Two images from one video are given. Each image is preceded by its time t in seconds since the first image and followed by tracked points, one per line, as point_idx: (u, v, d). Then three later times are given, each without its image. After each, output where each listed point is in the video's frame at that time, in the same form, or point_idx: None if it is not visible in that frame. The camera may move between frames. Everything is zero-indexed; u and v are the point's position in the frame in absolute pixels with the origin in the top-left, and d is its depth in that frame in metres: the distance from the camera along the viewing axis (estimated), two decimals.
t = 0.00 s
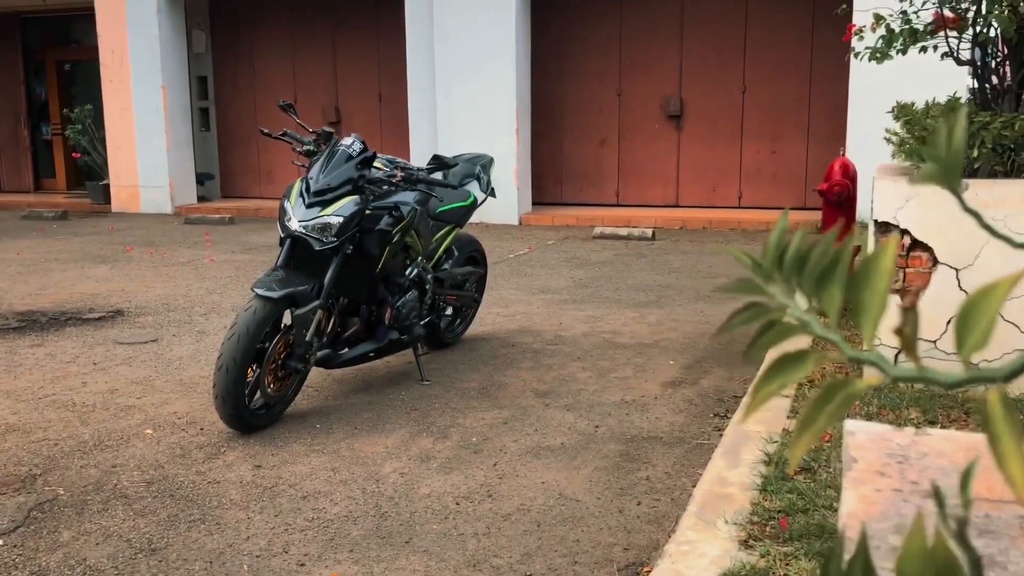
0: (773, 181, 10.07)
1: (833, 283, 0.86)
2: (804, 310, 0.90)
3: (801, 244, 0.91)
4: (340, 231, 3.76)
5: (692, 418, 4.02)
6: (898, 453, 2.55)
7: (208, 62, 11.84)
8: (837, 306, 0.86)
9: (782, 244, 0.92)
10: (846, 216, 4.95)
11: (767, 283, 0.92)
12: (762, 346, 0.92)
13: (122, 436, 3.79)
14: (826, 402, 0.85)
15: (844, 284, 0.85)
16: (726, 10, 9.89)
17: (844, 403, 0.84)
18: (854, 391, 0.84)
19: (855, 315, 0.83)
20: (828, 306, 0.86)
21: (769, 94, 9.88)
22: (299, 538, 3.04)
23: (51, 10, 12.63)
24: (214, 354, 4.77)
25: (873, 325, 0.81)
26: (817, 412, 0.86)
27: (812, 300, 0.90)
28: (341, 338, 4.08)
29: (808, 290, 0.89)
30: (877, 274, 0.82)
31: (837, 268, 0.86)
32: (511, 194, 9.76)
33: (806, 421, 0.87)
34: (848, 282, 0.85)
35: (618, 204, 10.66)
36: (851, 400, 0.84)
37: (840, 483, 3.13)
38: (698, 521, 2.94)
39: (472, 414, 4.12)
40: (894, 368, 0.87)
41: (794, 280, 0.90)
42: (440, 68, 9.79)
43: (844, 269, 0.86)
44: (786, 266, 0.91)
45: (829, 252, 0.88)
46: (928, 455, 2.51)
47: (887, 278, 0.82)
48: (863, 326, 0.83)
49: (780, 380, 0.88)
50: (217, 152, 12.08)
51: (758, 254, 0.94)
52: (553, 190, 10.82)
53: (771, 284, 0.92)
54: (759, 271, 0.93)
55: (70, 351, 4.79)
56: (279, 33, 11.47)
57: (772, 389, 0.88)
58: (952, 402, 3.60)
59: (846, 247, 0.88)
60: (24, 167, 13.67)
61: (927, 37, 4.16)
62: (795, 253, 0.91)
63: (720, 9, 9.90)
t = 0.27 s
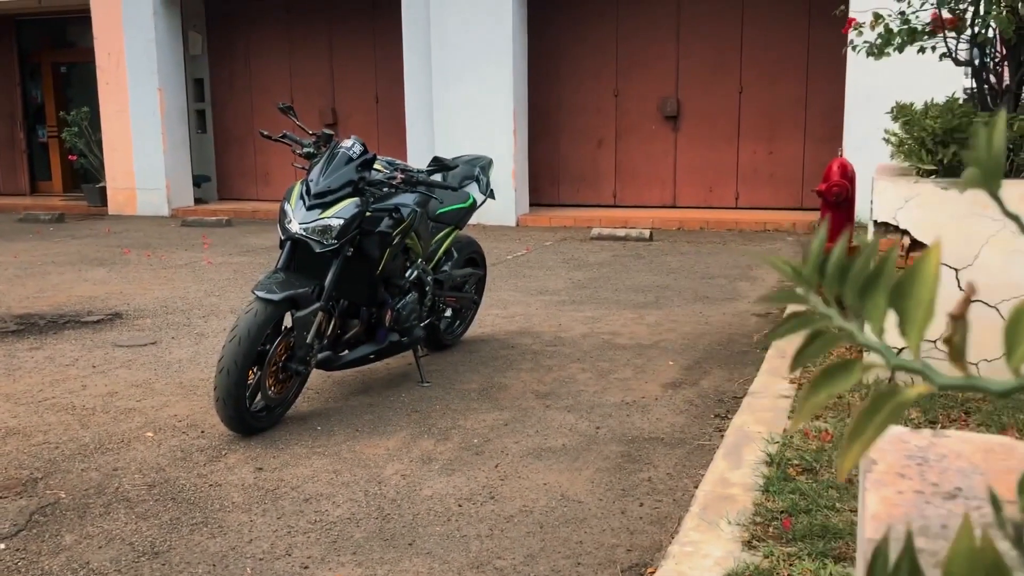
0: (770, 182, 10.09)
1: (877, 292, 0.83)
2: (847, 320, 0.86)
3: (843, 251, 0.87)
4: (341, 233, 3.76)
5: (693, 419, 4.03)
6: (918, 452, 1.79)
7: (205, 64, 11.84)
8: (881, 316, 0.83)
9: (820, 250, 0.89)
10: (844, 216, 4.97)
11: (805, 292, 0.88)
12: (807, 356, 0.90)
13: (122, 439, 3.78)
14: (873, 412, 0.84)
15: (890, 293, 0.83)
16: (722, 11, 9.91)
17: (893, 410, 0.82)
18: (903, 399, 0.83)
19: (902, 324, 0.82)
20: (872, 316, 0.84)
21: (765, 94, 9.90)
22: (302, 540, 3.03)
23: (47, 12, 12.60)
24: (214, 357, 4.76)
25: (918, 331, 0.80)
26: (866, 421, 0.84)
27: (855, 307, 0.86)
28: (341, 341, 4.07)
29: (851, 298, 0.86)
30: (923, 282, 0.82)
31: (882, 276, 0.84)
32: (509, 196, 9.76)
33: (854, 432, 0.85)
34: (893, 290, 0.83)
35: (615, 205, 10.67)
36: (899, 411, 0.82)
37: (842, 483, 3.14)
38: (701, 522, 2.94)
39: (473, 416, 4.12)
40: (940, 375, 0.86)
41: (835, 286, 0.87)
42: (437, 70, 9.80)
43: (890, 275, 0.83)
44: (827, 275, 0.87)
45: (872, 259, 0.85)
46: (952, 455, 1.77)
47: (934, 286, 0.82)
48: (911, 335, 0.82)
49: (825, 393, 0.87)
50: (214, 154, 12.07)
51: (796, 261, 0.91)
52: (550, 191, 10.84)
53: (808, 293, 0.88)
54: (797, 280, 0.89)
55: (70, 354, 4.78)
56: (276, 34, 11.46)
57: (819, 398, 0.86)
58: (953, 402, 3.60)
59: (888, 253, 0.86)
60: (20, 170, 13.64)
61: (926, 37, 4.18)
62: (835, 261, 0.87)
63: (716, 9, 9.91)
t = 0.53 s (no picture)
0: (768, 183, 10.10)
1: (929, 295, 0.80)
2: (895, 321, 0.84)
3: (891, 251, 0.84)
4: (343, 236, 3.77)
5: (695, 420, 4.03)
6: (940, 454, 1.78)
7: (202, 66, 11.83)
8: (932, 320, 0.80)
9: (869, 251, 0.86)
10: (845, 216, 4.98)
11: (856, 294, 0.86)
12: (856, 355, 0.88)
13: (125, 442, 3.78)
14: (927, 415, 0.82)
15: (942, 295, 0.80)
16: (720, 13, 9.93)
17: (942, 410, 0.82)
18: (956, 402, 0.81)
19: (953, 328, 0.79)
20: (923, 319, 0.81)
21: (763, 95, 9.91)
22: (307, 543, 3.03)
23: (45, 15, 12.58)
24: (215, 360, 4.76)
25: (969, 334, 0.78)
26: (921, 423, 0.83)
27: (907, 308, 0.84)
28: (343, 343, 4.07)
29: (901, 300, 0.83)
30: (975, 284, 0.78)
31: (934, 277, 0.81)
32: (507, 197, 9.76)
33: (904, 433, 0.84)
34: (946, 293, 0.80)
35: (614, 206, 10.68)
36: (953, 411, 0.82)
37: (846, 484, 3.14)
38: (706, 524, 2.94)
39: (475, 418, 4.12)
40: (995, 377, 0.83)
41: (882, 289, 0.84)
42: (435, 72, 9.79)
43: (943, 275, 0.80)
44: (877, 278, 0.83)
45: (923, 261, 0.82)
46: (972, 457, 1.75)
47: (987, 288, 0.78)
48: (961, 338, 0.79)
49: (876, 396, 0.84)
50: (211, 157, 12.05)
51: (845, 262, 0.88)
52: (548, 193, 10.84)
53: (860, 296, 0.85)
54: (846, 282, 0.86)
55: (71, 357, 4.78)
56: (274, 36, 11.46)
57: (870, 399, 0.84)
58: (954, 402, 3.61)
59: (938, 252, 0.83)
60: (18, 173, 13.61)
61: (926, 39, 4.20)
62: (885, 261, 0.84)
63: (715, 11, 9.93)
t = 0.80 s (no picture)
0: (767, 184, 10.12)
1: (988, 302, 0.81)
2: (956, 328, 0.86)
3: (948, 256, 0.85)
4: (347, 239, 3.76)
5: (699, 422, 4.04)
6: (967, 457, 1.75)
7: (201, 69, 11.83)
8: (991, 327, 0.81)
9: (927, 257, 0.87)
10: (846, 218, 4.99)
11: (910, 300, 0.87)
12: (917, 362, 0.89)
13: (129, 446, 3.77)
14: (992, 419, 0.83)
15: (1001, 302, 0.81)
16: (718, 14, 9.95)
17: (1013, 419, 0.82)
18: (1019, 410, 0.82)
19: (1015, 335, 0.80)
20: (983, 326, 0.82)
21: (763, 96, 9.93)
22: (314, 546, 3.03)
23: (43, 18, 12.57)
24: (218, 364, 4.75)
25: None
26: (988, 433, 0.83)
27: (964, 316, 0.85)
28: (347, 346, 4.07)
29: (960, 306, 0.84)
30: None
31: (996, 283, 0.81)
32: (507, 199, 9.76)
33: (968, 438, 0.85)
34: (1007, 299, 0.80)
35: (614, 208, 10.69)
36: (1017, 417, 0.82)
37: (852, 485, 3.15)
38: (712, 526, 2.95)
39: (479, 420, 4.12)
40: None
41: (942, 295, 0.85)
42: (434, 74, 9.80)
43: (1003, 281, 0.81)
44: (935, 283, 0.85)
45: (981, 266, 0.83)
46: (1000, 462, 1.72)
47: None
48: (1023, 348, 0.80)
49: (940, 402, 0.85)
50: (210, 160, 12.04)
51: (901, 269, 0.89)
52: (548, 195, 10.85)
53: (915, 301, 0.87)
54: (902, 288, 0.87)
55: (73, 362, 4.77)
56: (273, 39, 11.46)
57: (932, 405, 0.85)
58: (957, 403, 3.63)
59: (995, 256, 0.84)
60: (17, 177, 13.60)
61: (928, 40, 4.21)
62: (942, 268, 0.85)
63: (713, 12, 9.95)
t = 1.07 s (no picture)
0: (767, 185, 10.13)
1: None
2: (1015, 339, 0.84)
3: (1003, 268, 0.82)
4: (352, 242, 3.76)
5: (704, 423, 4.04)
6: (992, 458, 1.75)
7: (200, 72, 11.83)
8: None
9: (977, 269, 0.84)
10: (849, 219, 5.00)
11: (969, 314, 0.84)
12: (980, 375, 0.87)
13: (135, 449, 3.77)
14: None
15: None
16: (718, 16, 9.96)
17: None
18: None
19: None
20: None
21: (762, 97, 9.95)
22: (321, 548, 3.03)
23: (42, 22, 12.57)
24: (222, 367, 4.75)
25: None
26: None
27: None
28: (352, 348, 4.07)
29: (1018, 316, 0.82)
30: None
31: None
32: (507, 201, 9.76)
33: None
34: None
35: (614, 209, 10.69)
36: None
37: (858, 485, 3.15)
38: (720, 527, 2.95)
39: (484, 422, 4.12)
40: None
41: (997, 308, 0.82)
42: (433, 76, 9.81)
43: None
44: (990, 295, 0.82)
45: None
46: None
47: None
48: None
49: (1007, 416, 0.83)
50: (209, 162, 12.03)
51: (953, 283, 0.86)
52: (548, 197, 10.86)
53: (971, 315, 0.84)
54: (958, 301, 0.84)
55: (77, 365, 4.77)
56: (272, 41, 11.46)
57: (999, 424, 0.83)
58: (961, 404, 3.65)
59: None
60: (17, 181, 13.58)
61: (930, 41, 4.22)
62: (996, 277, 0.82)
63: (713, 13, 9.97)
